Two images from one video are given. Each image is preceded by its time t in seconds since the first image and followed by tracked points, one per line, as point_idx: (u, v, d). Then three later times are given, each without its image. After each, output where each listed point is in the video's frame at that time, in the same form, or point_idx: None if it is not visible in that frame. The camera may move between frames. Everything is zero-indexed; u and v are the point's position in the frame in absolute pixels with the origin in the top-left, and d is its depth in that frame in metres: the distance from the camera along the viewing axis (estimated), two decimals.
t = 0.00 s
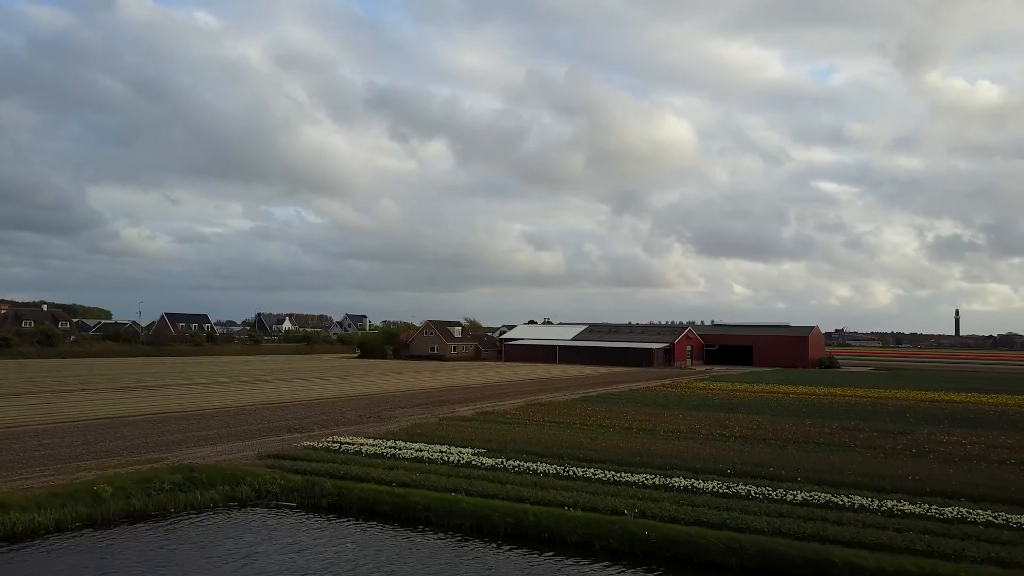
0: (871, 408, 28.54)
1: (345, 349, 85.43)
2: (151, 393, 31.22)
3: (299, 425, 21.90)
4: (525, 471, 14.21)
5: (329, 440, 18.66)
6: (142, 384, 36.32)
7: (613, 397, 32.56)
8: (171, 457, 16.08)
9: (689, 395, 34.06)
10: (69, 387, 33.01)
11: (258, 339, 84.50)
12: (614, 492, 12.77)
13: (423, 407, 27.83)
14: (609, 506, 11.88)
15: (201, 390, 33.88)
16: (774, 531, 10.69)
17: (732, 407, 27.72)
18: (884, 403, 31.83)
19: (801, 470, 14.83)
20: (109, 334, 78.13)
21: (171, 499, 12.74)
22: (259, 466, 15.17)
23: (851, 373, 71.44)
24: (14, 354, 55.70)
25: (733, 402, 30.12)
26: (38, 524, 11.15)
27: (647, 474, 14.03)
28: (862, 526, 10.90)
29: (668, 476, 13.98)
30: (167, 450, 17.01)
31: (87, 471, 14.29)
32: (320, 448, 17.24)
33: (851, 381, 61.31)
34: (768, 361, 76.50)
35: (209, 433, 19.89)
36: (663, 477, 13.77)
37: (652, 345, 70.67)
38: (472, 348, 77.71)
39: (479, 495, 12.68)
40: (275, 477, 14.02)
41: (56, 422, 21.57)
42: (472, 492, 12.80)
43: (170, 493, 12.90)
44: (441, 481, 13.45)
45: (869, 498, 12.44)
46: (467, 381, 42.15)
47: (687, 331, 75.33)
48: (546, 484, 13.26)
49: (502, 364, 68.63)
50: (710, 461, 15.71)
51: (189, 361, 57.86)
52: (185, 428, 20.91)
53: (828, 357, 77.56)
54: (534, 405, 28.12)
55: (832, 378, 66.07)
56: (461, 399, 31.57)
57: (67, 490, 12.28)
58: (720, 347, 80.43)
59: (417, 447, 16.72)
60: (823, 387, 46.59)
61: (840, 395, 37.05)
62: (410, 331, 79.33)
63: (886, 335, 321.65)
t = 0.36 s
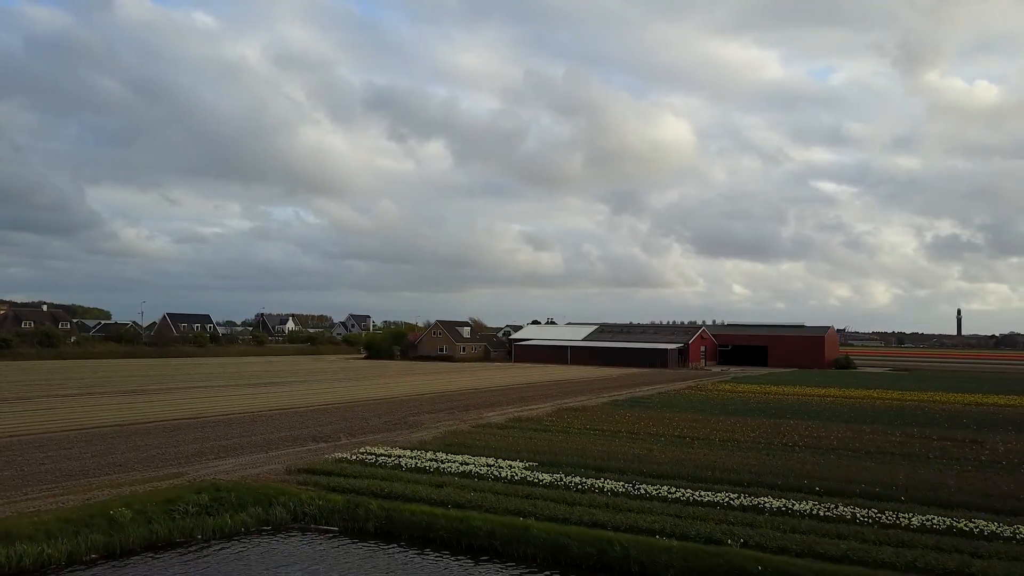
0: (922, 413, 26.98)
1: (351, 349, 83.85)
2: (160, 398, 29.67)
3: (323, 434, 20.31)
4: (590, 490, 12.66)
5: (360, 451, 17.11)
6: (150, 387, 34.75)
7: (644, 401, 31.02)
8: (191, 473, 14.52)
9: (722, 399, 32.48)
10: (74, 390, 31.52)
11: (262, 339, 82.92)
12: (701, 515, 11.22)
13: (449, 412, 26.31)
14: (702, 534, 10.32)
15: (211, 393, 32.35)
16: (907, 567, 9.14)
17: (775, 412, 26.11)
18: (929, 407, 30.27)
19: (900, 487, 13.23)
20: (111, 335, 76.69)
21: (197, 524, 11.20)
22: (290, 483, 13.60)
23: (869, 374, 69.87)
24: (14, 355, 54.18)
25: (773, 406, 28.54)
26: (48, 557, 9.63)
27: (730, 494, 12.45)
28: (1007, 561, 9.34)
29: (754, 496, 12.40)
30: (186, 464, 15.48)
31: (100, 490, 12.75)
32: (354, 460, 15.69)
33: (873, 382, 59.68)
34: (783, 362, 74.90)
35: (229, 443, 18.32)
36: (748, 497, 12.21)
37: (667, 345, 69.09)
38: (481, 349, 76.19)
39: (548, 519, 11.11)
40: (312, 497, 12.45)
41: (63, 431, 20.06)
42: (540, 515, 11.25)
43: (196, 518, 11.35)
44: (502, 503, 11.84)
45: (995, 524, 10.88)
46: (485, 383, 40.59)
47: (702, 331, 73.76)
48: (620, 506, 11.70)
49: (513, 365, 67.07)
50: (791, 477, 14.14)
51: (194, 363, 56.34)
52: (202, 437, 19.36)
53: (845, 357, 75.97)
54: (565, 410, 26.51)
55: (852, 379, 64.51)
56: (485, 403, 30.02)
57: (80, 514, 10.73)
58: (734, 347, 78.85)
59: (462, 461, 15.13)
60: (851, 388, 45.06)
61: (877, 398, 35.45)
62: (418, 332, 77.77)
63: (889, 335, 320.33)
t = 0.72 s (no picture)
0: (975, 418, 25.50)
1: (357, 350, 82.25)
2: (168, 402, 28.13)
3: (349, 443, 18.78)
4: (671, 515, 11.15)
5: (394, 464, 15.59)
6: (156, 390, 33.22)
7: (676, 405, 29.53)
8: (212, 491, 12.98)
9: (755, 402, 31.02)
10: (77, 394, 29.97)
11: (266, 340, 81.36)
12: (808, 546, 9.74)
13: (476, 418, 24.80)
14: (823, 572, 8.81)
15: (219, 398, 30.78)
16: None
17: (822, 417, 24.52)
18: (977, 411, 28.77)
19: (1014, 509, 11.72)
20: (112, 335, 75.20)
21: (228, 557, 9.67)
22: (326, 505, 12.04)
23: (887, 376, 68.35)
24: (13, 356, 52.61)
25: (815, 410, 26.94)
26: None
27: (833, 520, 10.92)
28: None
29: (860, 522, 10.86)
30: (206, 480, 13.97)
31: (114, 513, 11.24)
32: (391, 474, 14.18)
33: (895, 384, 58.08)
34: (799, 363, 73.37)
35: (249, 454, 16.80)
36: (856, 524, 10.68)
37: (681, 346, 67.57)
38: (490, 350, 74.60)
39: (634, 551, 9.60)
40: (355, 522, 10.88)
41: (68, 440, 18.54)
42: (623, 546, 9.73)
43: (226, 549, 9.83)
44: (576, 531, 10.31)
45: None
46: (502, 385, 39.02)
47: (715, 332, 72.24)
48: (711, 536, 10.20)
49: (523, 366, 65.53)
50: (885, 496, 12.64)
51: (198, 364, 54.80)
52: (219, 447, 17.87)
53: (860, 358, 74.47)
54: (598, 416, 24.96)
55: (871, 380, 62.96)
56: (509, 407, 28.51)
57: (93, 544, 9.20)
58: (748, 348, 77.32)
59: (513, 477, 13.58)
60: (879, 391, 43.57)
61: (916, 401, 33.84)
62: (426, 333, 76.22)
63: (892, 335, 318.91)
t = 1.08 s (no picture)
0: None
1: (362, 351, 80.66)
2: (173, 407, 26.52)
3: (375, 454, 17.17)
4: (772, 547, 9.59)
5: (433, 480, 14.02)
6: (161, 394, 31.60)
7: (710, 410, 27.99)
8: (234, 515, 11.37)
9: (791, 406, 29.50)
10: (77, 399, 28.39)
11: (270, 341, 79.77)
12: None
13: (504, 425, 23.22)
14: None
15: (226, 402, 29.19)
16: None
17: (876, 424, 22.81)
18: None
19: None
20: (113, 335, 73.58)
21: None
22: (366, 535, 10.42)
23: (906, 377, 66.82)
24: (11, 358, 51.00)
25: (864, 416, 25.22)
26: None
27: (968, 554, 9.30)
28: None
29: (1001, 556, 9.23)
30: (226, 500, 12.38)
31: (125, 545, 9.67)
32: (433, 493, 12.61)
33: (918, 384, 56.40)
34: (814, 363, 71.83)
35: (267, 468, 15.19)
36: (999, 558, 9.06)
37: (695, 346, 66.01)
38: (499, 351, 72.98)
39: None
40: (407, 555, 9.28)
41: (68, 453, 16.97)
42: None
43: None
44: (671, 567, 8.75)
45: None
46: (521, 388, 37.48)
47: (729, 332, 70.69)
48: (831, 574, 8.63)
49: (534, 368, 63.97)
50: (1003, 518, 11.09)
51: (201, 366, 53.24)
52: (234, 460, 16.27)
53: (876, 358, 72.93)
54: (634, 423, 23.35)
55: (891, 381, 61.39)
56: (534, 412, 26.92)
57: None
58: (761, 348, 75.78)
59: (574, 498, 11.95)
60: (908, 392, 42.05)
61: (958, 403, 32.15)
62: (433, 333, 74.64)
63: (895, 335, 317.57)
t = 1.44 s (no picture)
0: None
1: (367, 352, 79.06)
2: (178, 414, 24.90)
3: (403, 468, 15.58)
4: None
5: (476, 500, 12.43)
6: (164, 399, 29.98)
7: (747, 415, 26.38)
8: (255, 547, 9.77)
9: (831, 411, 27.90)
10: (76, 404, 26.82)
11: (273, 342, 78.21)
12: None
13: (534, 432, 21.61)
14: None
15: (234, 407, 27.62)
16: None
17: (935, 431, 21.15)
18: None
19: None
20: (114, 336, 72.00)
21: None
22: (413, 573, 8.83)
23: (924, 378, 65.28)
24: (9, 359, 49.44)
25: (916, 422, 23.57)
26: None
27: None
28: None
29: None
30: (243, 527, 10.79)
31: None
32: (481, 518, 11.00)
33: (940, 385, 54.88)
34: (829, 364, 70.30)
35: (287, 485, 13.61)
36: None
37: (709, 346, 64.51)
38: (507, 352, 71.40)
39: None
40: None
41: (65, 468, 15.36)
42: None
43: None
44: None
45: None
46: (540, 391, 35.90)
47: (743, 332, 69.16)
48: None
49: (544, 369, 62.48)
50: None
51: (204, 367, 51.74)
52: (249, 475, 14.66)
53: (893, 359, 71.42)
54: (671, 431, 21.75)
55: (911, 382, 59.83)
56: (562, 418, 25.30)
57: None
58: (775, 348, 74.25)
59: (645, 526, 10.35)
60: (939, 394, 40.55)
61: (1002, 406, 30.61)
62: (440, 334, 73.11)
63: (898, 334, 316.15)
